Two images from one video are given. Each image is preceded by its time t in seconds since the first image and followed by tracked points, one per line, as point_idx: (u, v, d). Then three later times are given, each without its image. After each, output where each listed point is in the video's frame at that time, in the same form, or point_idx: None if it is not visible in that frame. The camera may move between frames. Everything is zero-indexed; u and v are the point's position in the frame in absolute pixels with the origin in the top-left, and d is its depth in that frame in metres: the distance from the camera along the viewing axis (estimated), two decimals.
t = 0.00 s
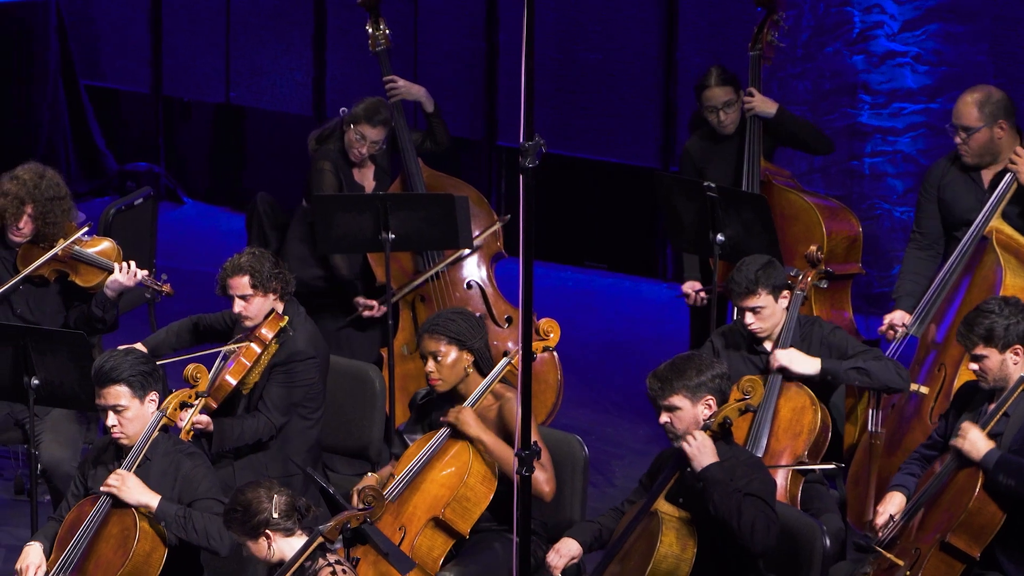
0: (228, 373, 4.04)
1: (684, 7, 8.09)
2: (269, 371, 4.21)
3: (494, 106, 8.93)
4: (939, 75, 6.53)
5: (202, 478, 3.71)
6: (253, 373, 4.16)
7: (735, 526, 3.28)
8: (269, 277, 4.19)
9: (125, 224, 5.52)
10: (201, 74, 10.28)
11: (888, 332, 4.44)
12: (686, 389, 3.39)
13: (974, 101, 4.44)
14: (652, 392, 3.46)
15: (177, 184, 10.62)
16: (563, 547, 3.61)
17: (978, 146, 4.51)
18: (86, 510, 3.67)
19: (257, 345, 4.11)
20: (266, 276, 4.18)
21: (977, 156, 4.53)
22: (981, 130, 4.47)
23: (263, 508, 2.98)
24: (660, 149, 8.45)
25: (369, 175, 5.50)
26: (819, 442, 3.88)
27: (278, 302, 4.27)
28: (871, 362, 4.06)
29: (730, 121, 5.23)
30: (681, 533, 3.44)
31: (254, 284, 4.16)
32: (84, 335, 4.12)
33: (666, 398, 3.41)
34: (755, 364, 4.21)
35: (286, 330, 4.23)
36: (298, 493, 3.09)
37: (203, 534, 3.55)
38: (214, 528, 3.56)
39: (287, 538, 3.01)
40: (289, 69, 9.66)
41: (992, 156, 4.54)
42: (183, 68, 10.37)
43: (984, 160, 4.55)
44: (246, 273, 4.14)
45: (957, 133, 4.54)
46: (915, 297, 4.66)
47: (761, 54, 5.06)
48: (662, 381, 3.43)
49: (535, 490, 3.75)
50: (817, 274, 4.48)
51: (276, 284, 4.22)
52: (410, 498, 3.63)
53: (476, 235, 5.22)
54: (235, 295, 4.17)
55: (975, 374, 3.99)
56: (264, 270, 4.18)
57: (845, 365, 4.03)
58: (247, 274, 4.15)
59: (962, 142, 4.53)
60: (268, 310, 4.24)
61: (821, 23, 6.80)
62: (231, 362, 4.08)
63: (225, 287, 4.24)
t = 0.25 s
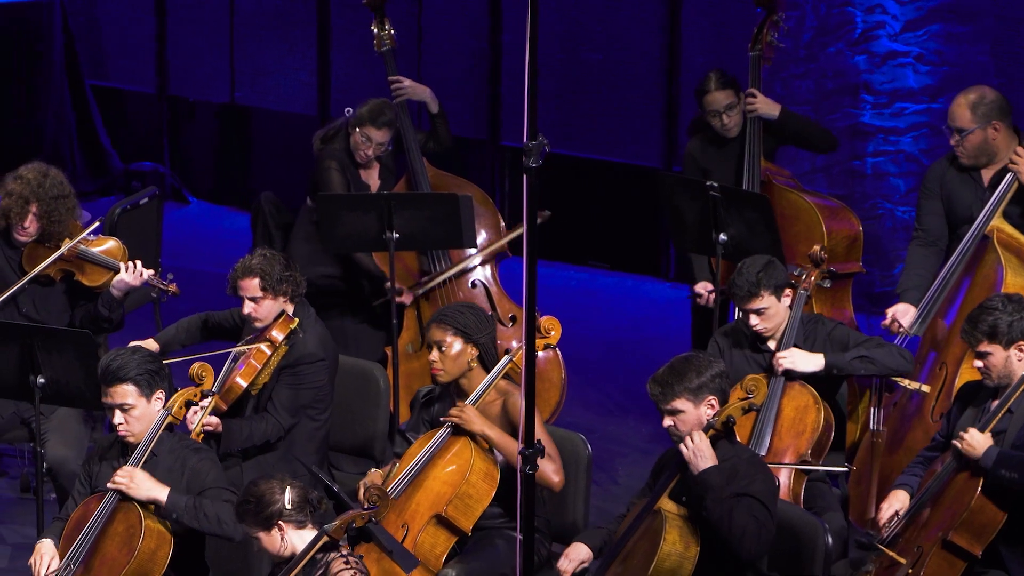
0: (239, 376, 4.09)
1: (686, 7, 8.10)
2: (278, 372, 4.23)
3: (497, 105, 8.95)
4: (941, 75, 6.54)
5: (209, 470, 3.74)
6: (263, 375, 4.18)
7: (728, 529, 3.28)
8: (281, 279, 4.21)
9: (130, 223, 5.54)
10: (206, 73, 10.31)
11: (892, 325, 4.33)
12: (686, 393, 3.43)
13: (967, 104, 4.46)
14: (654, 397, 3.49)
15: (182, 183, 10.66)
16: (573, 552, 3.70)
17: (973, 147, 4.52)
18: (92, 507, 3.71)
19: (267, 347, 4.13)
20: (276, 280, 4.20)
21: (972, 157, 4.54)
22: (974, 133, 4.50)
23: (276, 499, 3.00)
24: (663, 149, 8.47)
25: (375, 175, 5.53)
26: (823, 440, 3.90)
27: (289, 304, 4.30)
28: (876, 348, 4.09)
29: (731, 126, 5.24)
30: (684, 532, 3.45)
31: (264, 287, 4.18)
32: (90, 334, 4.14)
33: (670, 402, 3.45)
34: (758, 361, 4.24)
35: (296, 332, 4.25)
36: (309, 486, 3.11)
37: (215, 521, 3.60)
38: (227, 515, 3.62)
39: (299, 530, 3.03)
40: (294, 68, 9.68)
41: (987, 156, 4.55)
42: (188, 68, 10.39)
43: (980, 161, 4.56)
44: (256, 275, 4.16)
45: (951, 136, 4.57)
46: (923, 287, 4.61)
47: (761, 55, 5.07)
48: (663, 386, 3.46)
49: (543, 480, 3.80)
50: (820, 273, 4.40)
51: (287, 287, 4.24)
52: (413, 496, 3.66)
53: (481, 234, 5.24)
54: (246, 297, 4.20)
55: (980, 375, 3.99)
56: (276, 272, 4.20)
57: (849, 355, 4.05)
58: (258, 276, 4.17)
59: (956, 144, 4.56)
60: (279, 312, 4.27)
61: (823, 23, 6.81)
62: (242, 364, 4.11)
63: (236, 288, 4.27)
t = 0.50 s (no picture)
0: (248, 378, 4.11)
1: (689, 7, 8.12)
2: (286, 374, 4.23)
3: (501, 105, 8.98)
4: (944, 76, 6.45)
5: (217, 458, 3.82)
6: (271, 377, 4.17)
7: (720, 532, 3.30)
8: (291, 281, 4.23)
9: (135, 223, 5.57)
10: (210, 74, 10.34)
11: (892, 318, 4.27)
12: (691, 393, 3.44)
13: (968, 102, 4.48)
14: (658, 400, 3.49)
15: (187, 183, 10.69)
16: (583, 552, 3.69)
17: (974, 145, 4.55)
18: (98, 504, 3.74)
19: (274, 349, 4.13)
20: (284, 282, 4.21)
21: (972, 155, 4.58)
22: (975, 131, 4.52)
23: (285, 494, 3.01)
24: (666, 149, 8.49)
25: (379, 173, 5.56)
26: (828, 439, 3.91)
27: (297, 306, 4.31)
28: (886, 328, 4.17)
29: (733, 122, 5.27)
30: (687, 530, 3.48)
31: (272, 289, 4.20)
32: (96, 333, 4.17)
33: (674, 404, 3.45)
34: (762, 360, 4.26)
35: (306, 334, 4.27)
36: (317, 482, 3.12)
37: (231, 482, 3.72)
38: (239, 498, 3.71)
39: (306, 525, 3.04)
40: (299, 69, 9.70)
41: (988, 156, 4.58)
42: (192, 68, 10.42)
43: (981, 160, 4.59)
44: (264, 277, 4.18)
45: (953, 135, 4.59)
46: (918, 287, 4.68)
47: (762, 55, 5.09)
48: (666, 389, 3.47)
49: (550, 463, 3.83)
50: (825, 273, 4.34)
51: (296, 290, 4.26)
52: (417, 495, 3.67)
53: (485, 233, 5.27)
54: (254, 299, 4.22)
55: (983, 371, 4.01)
56: (287, 274, 4.22)
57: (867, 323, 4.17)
58: (266, 278, 4.18)
59: (958, 142, 4.58)
60: (287, 314, 4.28)
61: (825, 23, 6.81)
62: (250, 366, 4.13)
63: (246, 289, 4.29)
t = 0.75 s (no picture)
0: (257, 381, 4.15)
1: (693, 8, 8.13)
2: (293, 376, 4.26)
3: (505, 105, 9.00)
4: (945, 75, 6.49)
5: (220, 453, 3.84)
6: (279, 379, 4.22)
7: (722, 528, 3.31)
8: (298, 282, 4.24)
9: (141, 222, 5.59)
10: (215, 74, 10.37)
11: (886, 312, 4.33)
12: (698, 393, 3.44)
13: (976, 99, 4.50)
14: (664, 402, 3.49)
15: (192, 182, 10.73)
16: (587, 549, 3.70)
17: (980, 142, 4.56)
18: (103, 502, 3.74)
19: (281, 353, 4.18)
20: (291, 284, 4.21)
21: (979, 151, 4.59)
22: (983, 127, 4.53)
23: (294, 491, 3.03)
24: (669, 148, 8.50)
25: (384, 169, 5.61)
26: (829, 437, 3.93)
27: (304, 306, 4.33)
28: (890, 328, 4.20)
29: (739, 117, 5.30)
30: (689, 528, 3.51)
31: (277, 291, 4.20)
32: (102, 333, 4.20)
33: (681, 404, 3.45)
34: (765, 358, 4.27)
35: (313, 334, 4.28)
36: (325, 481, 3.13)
37: (235, 483, 3.72)
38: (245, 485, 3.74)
39: (313, 523, 3.06)
40: (303, 69, 9.73)
41: (994, 153, 4.60)
42: (198, 68, 10.45)
43: (987, 156, 4.61)
44: (270, 279, 4.17)
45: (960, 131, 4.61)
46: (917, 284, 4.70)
47: (767, 55, 5.12)
48: (671, 389, 3.47)
49: (557, 458, 3.87)
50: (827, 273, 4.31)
51: (302, 291, 4.27)
52: (423, 493, 3.69)
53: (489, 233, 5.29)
54: (262, 300, 4.22)
55: (986, 368, 4.04)
56: (296, 275, 4.24)
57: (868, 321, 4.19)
58: (273, 280, 4.18)
59: (964, 139, 4.60)
60: (294, 315, 4.30)
61: (827, 24, 6.77)
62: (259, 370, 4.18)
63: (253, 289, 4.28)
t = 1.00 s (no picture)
0: (261, 382, 4.16)
1: (696, 8, 8.15)
2: (298, 375, 4.28)
3: (509, 105, 9.02)
4: (946, 75, 6.47)
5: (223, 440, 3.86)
6: (284, 379, 4.24)
7: (729, 523, 3.35)
8: (296, 282, 4.25)
9: (146, 221, 5.62)
10: (221, 74, 10.40)
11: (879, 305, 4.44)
12: (703, 392, 3.46)
13: (986, 93, 4.52)
14: (669, 401, 3.49)
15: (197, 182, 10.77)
16: (590, 547, 3.71)
17: (988, 136, 4.57)
18: (108, 501, 3.77)
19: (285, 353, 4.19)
20: (290, 284, 4.22)
21: (987, 147, 4.60)
22: (990, 122, 4.55)
23: (301, 490, 3.04)
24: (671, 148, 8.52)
25: (388, 166, 5.64)
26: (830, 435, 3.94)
27: (305, 306, 4.34)
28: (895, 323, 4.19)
29: (740, 114, 5.33)
30: (693, 526, 3.53)
31: (278, 292, 4.22)
32: (108, 332, 4.23)
33: (687, 403, 3.46)
34: (767, 357, 4.29)
35: (314, 333, 4.31)
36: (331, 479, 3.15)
37: (237, 477, 3.75)
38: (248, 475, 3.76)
39: (320, 521, 3.07)
40: (308, 69, 9.75)
41: (1002, 148, 4.60)
42: (203, 68, 10.49)
43: (995, 151, 4.61)
44: (269, 280, 4.20)
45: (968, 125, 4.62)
46: (914, 279, 4.79)
47: (769, 56, 5.13)
48: (676, 389, 3.47)
49: (564, 459, 3.90)
50: (827, 271, 4.33)
51: (301, 291, 4.28)
52: (429, 492, 3.72)
53: (493, 233, 5.29)
54: (262, 302, 4.24)
55: (988, 365, 4.05)
56: (293, 275, 4.25)
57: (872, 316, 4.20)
58: (272, 282, 4.20)
59: (972, 133, 4.61)
60: (295, 315, 4.32)
61: (829, 24, 6.83)
62: (262, 371, 4.18)
63: (252, 292, 4.31)
